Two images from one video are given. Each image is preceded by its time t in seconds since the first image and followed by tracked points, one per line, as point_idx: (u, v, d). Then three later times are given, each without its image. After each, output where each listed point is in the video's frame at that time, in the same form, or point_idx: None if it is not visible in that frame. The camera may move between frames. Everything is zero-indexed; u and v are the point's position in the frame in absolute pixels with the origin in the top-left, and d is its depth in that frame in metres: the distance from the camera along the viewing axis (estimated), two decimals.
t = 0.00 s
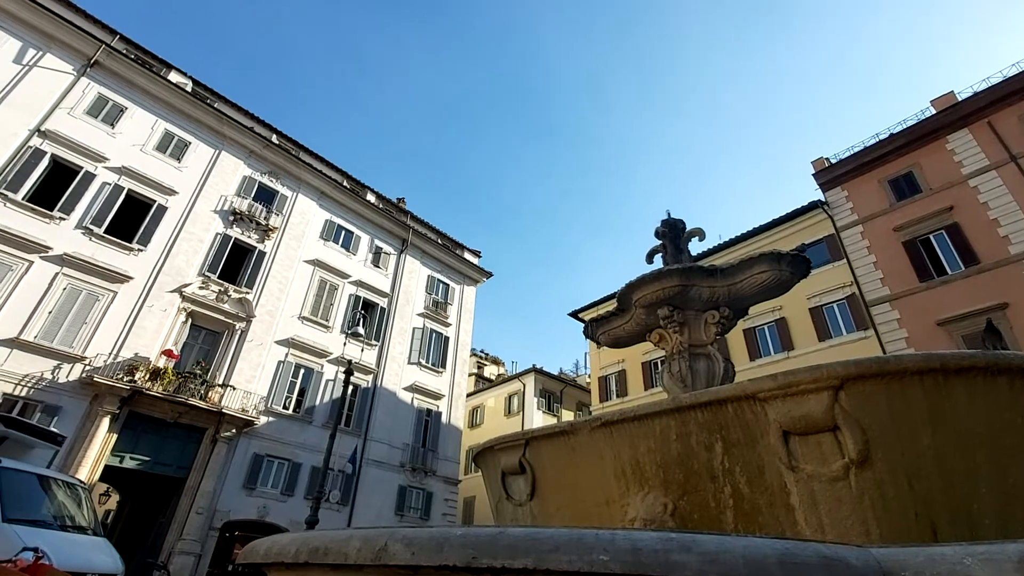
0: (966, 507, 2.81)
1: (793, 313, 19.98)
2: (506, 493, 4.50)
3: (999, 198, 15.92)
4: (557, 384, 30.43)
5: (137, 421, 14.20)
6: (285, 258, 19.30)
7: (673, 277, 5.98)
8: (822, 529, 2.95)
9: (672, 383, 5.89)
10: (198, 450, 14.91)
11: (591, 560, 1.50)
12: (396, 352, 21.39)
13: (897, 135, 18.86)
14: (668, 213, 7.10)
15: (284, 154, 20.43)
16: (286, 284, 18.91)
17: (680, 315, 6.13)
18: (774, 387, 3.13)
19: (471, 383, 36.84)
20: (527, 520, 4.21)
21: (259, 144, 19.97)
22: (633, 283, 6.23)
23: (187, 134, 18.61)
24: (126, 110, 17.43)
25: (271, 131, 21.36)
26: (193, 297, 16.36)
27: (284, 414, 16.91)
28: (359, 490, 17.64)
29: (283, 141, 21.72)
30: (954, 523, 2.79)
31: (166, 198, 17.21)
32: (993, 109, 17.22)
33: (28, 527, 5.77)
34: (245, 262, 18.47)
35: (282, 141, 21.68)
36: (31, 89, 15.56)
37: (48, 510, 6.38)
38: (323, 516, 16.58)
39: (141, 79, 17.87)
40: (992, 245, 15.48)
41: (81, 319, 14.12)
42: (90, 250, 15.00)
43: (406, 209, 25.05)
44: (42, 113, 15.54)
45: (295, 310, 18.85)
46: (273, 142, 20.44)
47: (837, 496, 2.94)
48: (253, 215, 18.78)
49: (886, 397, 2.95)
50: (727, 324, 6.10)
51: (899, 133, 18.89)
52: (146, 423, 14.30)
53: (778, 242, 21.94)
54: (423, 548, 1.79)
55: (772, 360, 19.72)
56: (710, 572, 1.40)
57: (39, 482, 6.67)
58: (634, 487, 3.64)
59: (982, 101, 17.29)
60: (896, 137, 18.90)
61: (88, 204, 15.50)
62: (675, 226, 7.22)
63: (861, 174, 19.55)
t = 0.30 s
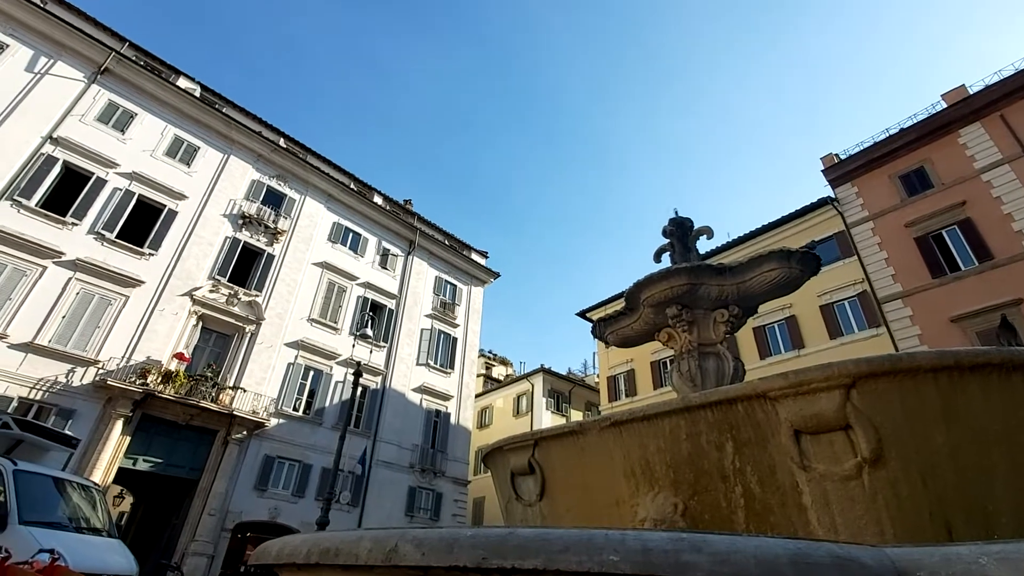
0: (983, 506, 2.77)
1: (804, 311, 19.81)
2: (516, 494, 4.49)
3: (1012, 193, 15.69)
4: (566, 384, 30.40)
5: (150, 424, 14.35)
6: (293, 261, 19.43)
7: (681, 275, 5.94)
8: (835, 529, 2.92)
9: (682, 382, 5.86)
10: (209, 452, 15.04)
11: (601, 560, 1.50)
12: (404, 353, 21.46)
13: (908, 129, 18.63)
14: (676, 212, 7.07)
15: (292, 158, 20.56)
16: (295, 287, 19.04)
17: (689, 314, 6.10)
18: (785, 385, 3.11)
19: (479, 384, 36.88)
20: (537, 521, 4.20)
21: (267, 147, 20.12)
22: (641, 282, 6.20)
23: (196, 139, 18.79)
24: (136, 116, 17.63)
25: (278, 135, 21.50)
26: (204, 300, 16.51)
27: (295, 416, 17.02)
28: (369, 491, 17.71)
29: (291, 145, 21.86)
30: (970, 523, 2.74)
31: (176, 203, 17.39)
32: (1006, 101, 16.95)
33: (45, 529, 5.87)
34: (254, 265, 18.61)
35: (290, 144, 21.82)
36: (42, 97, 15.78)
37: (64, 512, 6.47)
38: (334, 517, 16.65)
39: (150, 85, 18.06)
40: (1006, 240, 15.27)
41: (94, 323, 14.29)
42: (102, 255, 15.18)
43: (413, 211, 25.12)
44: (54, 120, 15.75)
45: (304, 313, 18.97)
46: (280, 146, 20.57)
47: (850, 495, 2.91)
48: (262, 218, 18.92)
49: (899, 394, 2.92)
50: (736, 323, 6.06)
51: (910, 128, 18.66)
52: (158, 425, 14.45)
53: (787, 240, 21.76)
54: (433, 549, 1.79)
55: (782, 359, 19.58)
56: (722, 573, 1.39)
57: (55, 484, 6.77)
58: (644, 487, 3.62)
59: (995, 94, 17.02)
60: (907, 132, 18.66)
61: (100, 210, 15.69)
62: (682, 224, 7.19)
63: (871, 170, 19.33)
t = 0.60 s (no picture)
0: (999, 507, 2.72)
1: (814, 308, 19.63)
2: (525, 494, 4.49)
3: None
4: (574, 384, 30.34)
5: (162, 426, 14.50)
6: (302, 263, 19.55)
7: (689, 274, 5.91)
8: (848, 529, 2.88)
9: (691, 381, 5.83)
10: (221, 454, 15.17)
11: (611, 561, 1.49)
12: (413, 355, 21.52)
13: (918, 124, 18.40)
14: (683, 210, 7.03)
15: (300, 161, 20.69)
16: (303, 289, 19.15)
17: (698, 313, 6.07)
18: (796, 384, 3.08)
19: (488, 385, 36.90)
20: (547, 522, 4.19)
21: (275, 151, 20.26)
22: (649, 281, 6.18)
23: (205, 144, 18.96)
24: (146, 122, 17.82)
25: (286, 139, 21.64)
26: (214, 303, 16.64)
27: (305, 417, 17.12)
28: (379, 492, 17.77)
29: (298, 148, 22.00)
30: (986, 523, 2.70)
31: (186, 207, 17.56)
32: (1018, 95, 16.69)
33: (60, 530, 5.95)
34: (263, 268, 18.75)
35: (297, 147, 21.95)
36: (54, 104, 15.99)
37: (79, 513, 6.55)
38: (344, 518, 16.72)
39: (160, 91, 18.25)
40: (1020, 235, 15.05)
41: (107, 327, 14.46)
42: (113, 260, 15.36)
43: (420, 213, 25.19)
44: (66, 127, 15.96)
45: (313, 315, 19.08)
46: (288, 149, 20.70)
47: (863, 494, 2.88)
48: (270, 222, 19.05)
49: (913, 393, 2.88)
50: (746, 322, 6.02)
51: (920, 123, 18.43)
52: (170, 427, 14.60)
53: (796, 237, 21.59)
54: (444, 549, 1.79)
55: (793, 357, 19.44)
56: (734, 573, 1.38)
57: (70, 487, 6.86)
58: (654, 487, 3.60)
59: (1007, 87, 16.77)
60: (917, 127, 18.43)
61: (111, 215, 15.88)
62: (690, 222, 7.14)
63: (881, 166, 19.12)
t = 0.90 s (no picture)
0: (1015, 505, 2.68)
1: (825, 306, 19.46)
2: (535, 495, 4.49)
3: None
4: (583, 384, 30.28)
5: (174, 429, 14.65)
6: (310, 266, 19.67)
7: (698, 273, 5.88)
8: (861, 529, 2.85)
9: (701, 381, 5.80)
10: (232, 456, 15.29)
11: (622, 562, 1.48)
12: (421, 356, 21.58)
13: (929, 119, 18.18)
14: (691, 209, 7.00)
15: (307, 164, 20.82)
16: (312, 291, 19.27)
17: (707, 311, 6.04)
18: (806, 383, 3.05)
19: (496, 385, 36.91)
20: (557, 523, 4.19)
21: (283, 155, 20.38)
22: (657, 280, 6.16)
23: (214, 148, 19.13)
24: (155, 127, 18.01)
25: (293, 142, 21.77)
26: (224, 306, 16.79)
27: (314, 419, 17.22)
28: (389, 493, 17.83)
29: (306, 151, 22.14)
30: (1002, 521, 2.66)
31: (195, 211, 17.72)
32: None
33: (75, 532, 6.03)
34: (272, 270, 18.89)
35: (304, 151, 22.09)
36: (66, 111, 16.21)
37: (93, 515, 6.63)
38: (354, 519, 16.80)
39: (169, 96, 18.44)
40: None
41: (119, 330, 14.63)
42: (125, 264, 15.53)
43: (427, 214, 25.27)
44: (77, 133, 16.16)
45: (322, 317, 19.19)
46: (296, 152, 20.83)
47: (877, 493, 2.84)
48: (279, 225, 19.19)
49: (926, 390, 2.85)
50: (755, 320, 5.97)
51: (931, 117, 18.21)
52: (182, 430, 14.74)
53: (805, 234, 21.41)
54: (453, 551, 1.80)
55: (803, 355, 19.28)
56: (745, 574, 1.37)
57: (84, 489, 6.94)
58: (665, 487, 3.59)
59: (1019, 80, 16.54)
60: (928, 121, 18.22)
61: (122, 220, 16.06)
62: (698, 221, 7.10)
63: (892, 161, 18.91)
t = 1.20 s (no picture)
0: None
1: (836, 303, 19.26)
2: (544, 495, 4.48)
3: None
4: (591, 384, 30.22)
5: (186, 431, 14.79)
6: (319, 268, 19.78)
7: (706, 271, 5.84)
8: (875, 529, 2.82)
9: (710, 380, 5.76)
10: (243, 457, 15.42)
11: (632, 562, 1.48)
12: (429, 357, 21.63)
13: (940, 113, 17.97)
14: (699, 207, 6.95)
15: (315, 167, 20.94)
16: (320, 294, 19.38)
17: (716, 310, 6.00)
18: (817, 381, 3.01)
19: (504, 386, 36.92)
20: (566, 523, 4.18)
21: (290, 158, 20.51)
22: (665, 279, 6.13)
23: (223, 152, 19.29)
24: (165, 133, 18.20)
25: (301, 146, 21.92)
26: (234, 309, 16.92)
27: (324, 420, 17.30)
28: (398, 494, 17.89)
29: (313, 154, 22.26)
30: (1018, 520, 2.63)
31: (205, 215, 17.88)
32: None
33: (90, 534, 6.10)
34: (281, 273, 19.02)
35: (312, 154, 22.23)
36: (77, 117, 16.42)
37: (107, 517, 6.70)
38: (364, 519, 16.86)
39: (177, 102, 18.62)
40: None
41: (131, 333, 14.80)
42: (136, 268, 15.71)
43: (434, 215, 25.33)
44: (88, 140, 16.36)
45: (331, 319, 19.30)
46: (303, 155, 20.96)
47: (890, 493, 2.81)
48: (287, 228, 19.30)
49: (940, 388, 2.81)
50: (765, 318, 5.92)
51: (942, 112, 17.99)
52: (194, 432, 14.87)
53: (815, 231, 21.22)
54: (463, 551, 1.80)
55: (814, 353, 19.11)
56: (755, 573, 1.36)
57: (98, 491, 7.02)
58: (674, 487, 3.57)
59: None
60: (938, 116, 18.00)
61: (133, 224, 16.24)
62: (706, 219, 7.06)
63: (902, 156, 18.71)
